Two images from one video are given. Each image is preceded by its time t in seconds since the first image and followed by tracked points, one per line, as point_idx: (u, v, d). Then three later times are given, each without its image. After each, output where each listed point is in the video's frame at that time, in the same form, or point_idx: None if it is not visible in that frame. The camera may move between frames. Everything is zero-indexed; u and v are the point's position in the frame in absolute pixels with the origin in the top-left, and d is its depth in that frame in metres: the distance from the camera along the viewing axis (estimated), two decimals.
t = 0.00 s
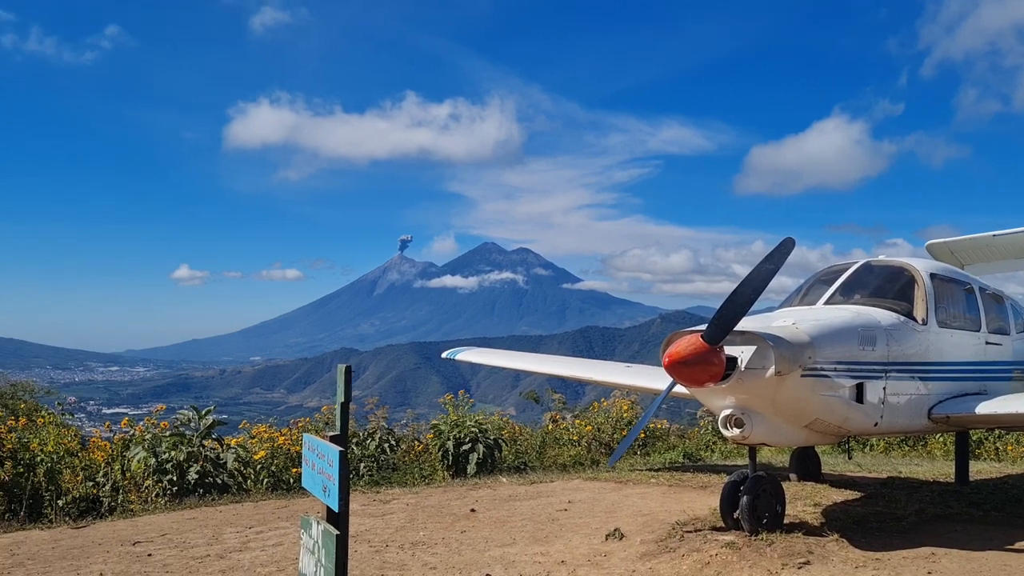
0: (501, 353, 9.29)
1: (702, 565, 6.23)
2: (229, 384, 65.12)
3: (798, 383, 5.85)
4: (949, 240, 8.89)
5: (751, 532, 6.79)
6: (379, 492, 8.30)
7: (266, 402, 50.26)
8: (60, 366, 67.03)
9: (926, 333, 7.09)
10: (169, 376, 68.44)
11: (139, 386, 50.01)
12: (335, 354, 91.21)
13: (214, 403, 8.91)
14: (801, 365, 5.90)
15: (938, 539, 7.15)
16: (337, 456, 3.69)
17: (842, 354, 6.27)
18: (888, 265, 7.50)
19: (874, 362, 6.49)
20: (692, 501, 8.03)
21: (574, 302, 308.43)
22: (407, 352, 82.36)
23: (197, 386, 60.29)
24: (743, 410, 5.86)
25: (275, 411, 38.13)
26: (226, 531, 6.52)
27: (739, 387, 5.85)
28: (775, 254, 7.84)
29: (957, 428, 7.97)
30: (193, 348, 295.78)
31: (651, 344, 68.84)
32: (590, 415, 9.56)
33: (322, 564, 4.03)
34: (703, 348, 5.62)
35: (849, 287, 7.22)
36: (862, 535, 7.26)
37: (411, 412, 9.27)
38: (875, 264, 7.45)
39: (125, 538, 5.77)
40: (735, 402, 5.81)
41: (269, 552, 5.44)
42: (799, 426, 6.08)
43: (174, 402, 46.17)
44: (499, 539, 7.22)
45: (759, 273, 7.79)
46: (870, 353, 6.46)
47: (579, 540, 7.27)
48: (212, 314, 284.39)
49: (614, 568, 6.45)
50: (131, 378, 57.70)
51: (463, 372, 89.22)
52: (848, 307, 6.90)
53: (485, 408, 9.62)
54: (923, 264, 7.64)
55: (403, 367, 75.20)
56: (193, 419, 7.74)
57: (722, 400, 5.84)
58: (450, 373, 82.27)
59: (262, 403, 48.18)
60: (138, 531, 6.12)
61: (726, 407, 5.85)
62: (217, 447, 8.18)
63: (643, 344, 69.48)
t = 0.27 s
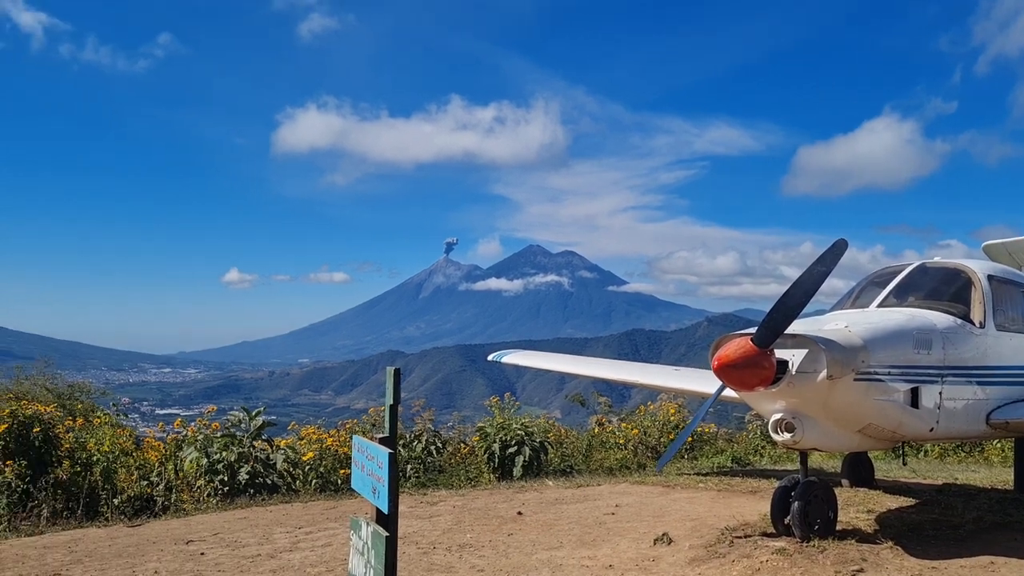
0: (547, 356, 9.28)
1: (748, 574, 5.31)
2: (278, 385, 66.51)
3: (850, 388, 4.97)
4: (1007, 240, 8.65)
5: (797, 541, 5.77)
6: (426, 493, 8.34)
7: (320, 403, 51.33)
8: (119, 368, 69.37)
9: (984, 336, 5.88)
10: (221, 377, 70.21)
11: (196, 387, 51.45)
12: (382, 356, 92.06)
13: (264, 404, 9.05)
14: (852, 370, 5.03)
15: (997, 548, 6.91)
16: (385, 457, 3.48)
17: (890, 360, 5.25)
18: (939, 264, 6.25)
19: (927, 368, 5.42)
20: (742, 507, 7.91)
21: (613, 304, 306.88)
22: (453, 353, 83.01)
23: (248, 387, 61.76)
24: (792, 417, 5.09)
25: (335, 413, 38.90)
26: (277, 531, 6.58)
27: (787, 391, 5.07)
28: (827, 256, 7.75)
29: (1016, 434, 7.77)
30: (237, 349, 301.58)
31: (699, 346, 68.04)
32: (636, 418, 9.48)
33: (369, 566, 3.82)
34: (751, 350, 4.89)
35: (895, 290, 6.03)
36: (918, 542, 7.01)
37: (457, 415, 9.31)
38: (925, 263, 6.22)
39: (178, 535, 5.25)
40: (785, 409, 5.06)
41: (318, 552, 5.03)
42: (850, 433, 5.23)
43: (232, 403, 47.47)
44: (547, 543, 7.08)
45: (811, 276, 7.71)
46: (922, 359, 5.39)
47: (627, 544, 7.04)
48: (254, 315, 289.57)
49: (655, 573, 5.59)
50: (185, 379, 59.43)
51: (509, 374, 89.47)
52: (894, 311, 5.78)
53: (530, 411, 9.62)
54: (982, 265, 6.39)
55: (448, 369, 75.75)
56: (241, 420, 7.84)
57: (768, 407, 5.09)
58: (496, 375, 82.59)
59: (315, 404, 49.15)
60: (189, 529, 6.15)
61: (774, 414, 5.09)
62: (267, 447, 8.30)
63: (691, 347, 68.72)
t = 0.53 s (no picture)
0: (562, 356, 9.27)
1: None
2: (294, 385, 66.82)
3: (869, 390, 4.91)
4: None
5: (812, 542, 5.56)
6: (441, 493, 8.35)
7: (334, 403, 51.45)
8: (137, 368, 69.99)
9: (1004, 337, 5.76)
10: (236, 377, 70.63)
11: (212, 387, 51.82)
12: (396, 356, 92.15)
13: (279, 404, 9.08)
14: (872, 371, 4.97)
15: (1016, 550, 6.82)
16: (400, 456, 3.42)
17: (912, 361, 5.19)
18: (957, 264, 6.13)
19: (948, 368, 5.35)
20: (758, 508, 7.87)
21: (626, 305, 306.01)
22: (467, 354, 82.92)
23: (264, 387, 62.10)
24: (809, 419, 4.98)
25: (354, 412, 38.97)
26: (292, 531, 6.60)
27: (803, 392, 4.96)
28: (843, 256, 7.75)
29: None
30: (251, 350, 303.03)
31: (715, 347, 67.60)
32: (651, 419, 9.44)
33: (384, 566, 3.78)
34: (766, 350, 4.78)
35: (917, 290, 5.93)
36: (936, 545, 6.92)
37: (472, 414, 9.30)
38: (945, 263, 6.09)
39: (193, 535, 5.27)
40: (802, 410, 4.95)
41: (332, 552, 5.03)
42: (867, 434, 5.15)
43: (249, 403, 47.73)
44: (562, 543, 7.05)
45: (828, 275, 7.70)
46: (943, 359, 5.32)
47: (641, 546, 7.00)
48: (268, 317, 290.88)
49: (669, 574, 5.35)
50: (201, 379, 59.89)
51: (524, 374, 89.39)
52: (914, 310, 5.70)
53: (545, 412, 9.61)
54: (1003, 266, 6.27)
55: (463, 369, 75.66)
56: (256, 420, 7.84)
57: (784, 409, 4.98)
58: (510, 375, 82.45)
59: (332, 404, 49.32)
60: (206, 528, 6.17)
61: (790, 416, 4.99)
62: (283, 448, 8.34)
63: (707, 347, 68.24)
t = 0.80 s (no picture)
0: (568, 357, 9.26)
1: None
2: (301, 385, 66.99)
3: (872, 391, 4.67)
4: None
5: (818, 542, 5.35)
6: (446, 494, 8.34)
7: (341, 404, 51.62)
8: (147, 368, 70.40)
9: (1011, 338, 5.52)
10: (243, 378, 70.95)
11: (221, 388, 52.01)
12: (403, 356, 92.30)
13: (285, 405, 9.10)
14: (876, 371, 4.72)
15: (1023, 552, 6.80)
16: (402, 458, 3.35)
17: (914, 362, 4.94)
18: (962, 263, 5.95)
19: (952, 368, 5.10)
20: (764, 509, 7.84)
21: (631, 304, 305.97)
22: (475, 354, 83.01)
23: (271, 387, 62.32)
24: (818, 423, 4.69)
25: (366, 412, 39.03)
26: (297, 531, 6.60)
27: (808, 392, 4.69)
28: (849, 256, 7.71)
29: None
30: (255, 350, 303.44)
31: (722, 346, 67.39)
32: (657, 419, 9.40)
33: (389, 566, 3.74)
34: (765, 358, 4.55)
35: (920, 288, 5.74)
36: (942, 546, 6.90)
37: (478, 415, 9.24)
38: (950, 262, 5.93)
39: (200, 535, 5.28)
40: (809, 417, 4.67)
41: (338, 553, 5.03)
42: (873, 436, 4.89)
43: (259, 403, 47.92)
44: (567, 544, 7.05)
45: (834, 275, 7.69)
46: (947, 359, 5.08)
47: (647, 546, 6.99)
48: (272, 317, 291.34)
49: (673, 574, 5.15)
50: (209, 379, 60.17)
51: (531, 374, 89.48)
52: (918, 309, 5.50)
53: (551, 412, 9.60)
54: (1011, 266, 6.02)
55: (469, 370, 75.57)
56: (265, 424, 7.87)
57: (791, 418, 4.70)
58: (517, 375, 82.28)
59: (340, 405, 49.51)
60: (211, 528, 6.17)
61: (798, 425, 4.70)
62: (289, 448, 8.34)
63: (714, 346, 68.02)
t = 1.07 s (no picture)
0: (573, 358, 9.25)
1: None
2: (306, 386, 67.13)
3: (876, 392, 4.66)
4: None
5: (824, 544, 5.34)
6: (451, 495, 8.34)
7: (348, 404, 51.75)
8: (153, 368, 70.59)
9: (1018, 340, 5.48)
10: (249, 379, 71.11)
11: (227, 389, 52.11)
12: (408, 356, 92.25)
13: (291, 406, 9.10)
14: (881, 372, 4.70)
15: None
16: (405, 460, 3.29)
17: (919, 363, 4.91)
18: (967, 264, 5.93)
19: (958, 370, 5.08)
20: (769, 511, 7.81)
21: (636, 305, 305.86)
22: (480, 354, 82.99)
23: (276, 387, 62.41)
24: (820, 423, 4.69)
25: (372, 412, 38.99)
26: (302, 533, 6.60)
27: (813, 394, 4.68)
28: (854, 259, 7.67)
29: None
30: (259, 351, 303.58)
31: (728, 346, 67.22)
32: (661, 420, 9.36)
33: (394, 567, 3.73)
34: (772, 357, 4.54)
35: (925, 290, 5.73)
36: (949, 548, 6.87)
37: (482, 416, 9.22)
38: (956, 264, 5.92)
39: (205, 536, 5.28)
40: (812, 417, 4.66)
41: (342, 554, 5.03)
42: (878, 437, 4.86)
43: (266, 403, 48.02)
44: (572, 545, 7.04)
45: (838, 276, 7.66)
46: (953, 360, 5.06)
47: (652, 548, 6.98)
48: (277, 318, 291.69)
49: None
50: (216, 380, 60.34)
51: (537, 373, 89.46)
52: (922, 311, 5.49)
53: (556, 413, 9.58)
54: (1015, 267, 6.02)
55: (475, 370, 75.47)
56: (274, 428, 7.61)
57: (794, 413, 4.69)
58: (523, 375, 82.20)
59: (346, 405, 49.48)
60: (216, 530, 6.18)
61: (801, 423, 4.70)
62: (294, 449, 8.33)
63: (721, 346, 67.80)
